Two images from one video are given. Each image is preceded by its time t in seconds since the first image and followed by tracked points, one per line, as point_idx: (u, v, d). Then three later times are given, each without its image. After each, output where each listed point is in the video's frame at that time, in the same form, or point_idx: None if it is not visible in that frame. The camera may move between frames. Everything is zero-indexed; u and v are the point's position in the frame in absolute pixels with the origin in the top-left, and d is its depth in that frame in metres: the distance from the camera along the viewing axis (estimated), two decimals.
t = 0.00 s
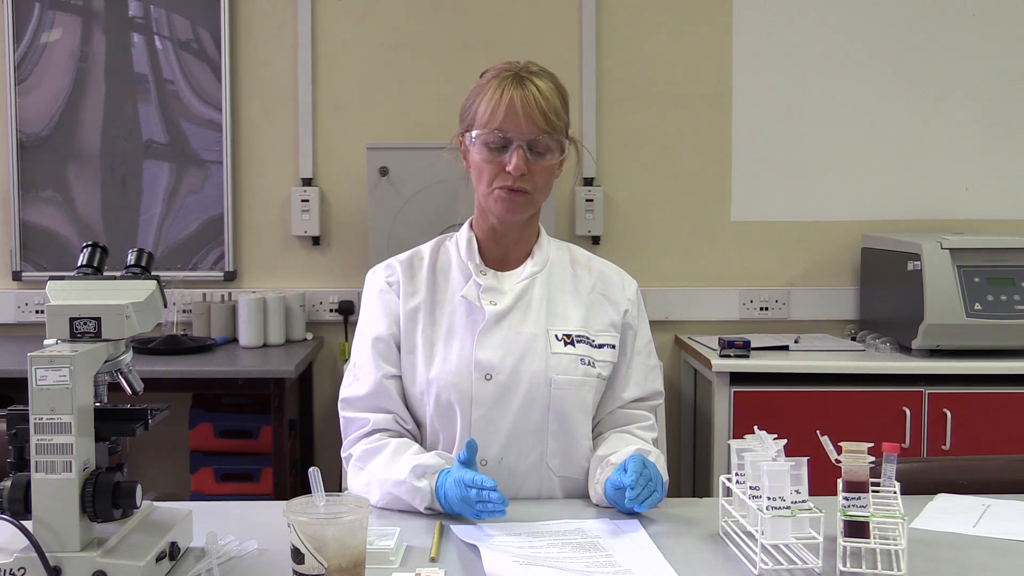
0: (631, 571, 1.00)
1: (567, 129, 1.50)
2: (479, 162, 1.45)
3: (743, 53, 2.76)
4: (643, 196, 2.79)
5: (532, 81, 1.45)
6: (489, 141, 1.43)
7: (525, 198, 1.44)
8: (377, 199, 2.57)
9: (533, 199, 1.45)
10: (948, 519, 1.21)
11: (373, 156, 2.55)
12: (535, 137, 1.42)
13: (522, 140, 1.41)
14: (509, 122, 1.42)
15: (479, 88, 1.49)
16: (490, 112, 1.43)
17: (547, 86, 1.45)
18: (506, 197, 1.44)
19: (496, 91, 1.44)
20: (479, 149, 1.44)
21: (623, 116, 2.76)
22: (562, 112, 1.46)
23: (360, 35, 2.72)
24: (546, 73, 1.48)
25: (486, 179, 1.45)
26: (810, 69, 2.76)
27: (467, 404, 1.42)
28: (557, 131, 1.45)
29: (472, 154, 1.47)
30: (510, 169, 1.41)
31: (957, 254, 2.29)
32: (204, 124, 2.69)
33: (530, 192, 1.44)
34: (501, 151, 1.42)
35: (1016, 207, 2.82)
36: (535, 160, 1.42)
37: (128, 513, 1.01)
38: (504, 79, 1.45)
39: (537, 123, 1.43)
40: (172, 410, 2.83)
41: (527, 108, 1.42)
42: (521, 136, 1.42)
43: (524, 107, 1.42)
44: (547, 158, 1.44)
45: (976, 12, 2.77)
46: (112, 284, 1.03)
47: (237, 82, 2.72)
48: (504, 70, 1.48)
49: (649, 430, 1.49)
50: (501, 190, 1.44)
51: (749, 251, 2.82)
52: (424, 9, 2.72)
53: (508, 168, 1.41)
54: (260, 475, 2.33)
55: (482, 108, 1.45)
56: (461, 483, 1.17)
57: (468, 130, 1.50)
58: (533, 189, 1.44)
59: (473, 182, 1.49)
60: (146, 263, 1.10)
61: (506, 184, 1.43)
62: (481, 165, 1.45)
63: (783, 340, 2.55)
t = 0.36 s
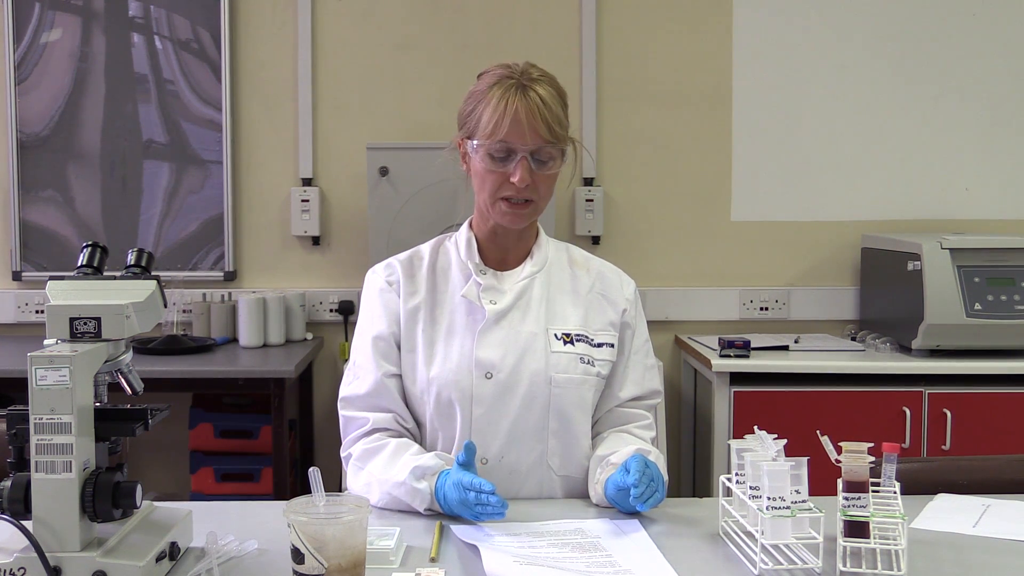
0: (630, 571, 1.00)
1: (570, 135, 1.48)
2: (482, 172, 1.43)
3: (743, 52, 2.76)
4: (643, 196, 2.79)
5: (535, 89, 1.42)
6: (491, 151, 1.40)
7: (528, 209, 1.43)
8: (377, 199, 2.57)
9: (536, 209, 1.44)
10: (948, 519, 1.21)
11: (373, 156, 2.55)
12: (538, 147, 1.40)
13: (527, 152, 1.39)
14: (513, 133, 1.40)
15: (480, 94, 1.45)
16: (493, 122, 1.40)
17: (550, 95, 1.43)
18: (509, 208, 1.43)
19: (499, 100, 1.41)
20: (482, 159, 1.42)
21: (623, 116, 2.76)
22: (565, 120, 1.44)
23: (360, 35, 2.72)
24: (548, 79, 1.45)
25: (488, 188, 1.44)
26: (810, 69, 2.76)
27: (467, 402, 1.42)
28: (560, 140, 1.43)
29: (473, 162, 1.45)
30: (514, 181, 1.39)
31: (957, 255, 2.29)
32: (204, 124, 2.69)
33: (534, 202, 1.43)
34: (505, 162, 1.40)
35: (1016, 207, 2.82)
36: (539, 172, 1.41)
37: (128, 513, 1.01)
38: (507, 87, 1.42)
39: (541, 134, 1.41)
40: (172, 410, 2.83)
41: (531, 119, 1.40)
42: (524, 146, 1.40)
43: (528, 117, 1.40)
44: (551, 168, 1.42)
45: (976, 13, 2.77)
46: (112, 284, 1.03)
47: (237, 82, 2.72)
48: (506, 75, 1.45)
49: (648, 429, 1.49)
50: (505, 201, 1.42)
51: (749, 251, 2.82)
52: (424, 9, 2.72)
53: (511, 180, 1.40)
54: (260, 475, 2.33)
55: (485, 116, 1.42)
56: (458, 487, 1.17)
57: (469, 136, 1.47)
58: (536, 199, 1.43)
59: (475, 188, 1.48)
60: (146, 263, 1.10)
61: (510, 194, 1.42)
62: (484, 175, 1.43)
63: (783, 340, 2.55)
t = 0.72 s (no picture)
0: (630, 571, 1.00)
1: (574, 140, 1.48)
2: (486, 176, 1.43)
3: (743, 53, 2.76)
4: (643, 196, 2.79)
5: (542, 94, 1.42)
6: (496, 156, 1.40)
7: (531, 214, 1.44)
8: (377, 199, 2.57)
9: (538, 214, 1.44)
10: (948, 519, 1.21)
11: (373, 156, 2.55)
12: (543, 153, 1.40)
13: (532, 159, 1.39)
14: (519, 139, 1.39)
15: (486, 97, 1.44)
16: (499, 128, 1.40)
17: (556, 100, 1.42)
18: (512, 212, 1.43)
19: (505, 105, 1.40)
20: (485, 163, 1.41)
21: (623, 116, 2.76)
22: (571, 126, 1.44)
23: (360, 35, 2.72)
24: (554, 84, 1.44)
25: (492, 193, 1.43)
26: (809, 69, 2.76)
27: (468, 400, 1.42)
28: (565, 146, 1.43)
29: (477, 165, 1.44)
30: (518, 188, 1.39)
31: (957, 254, 2.29)
32: (204, 124, 2.69)
33: (537, 207, 1.43)
34: (509, 168, 1.40)
35: (1016, 207, 2.82)
36: (543, 177, 1.41)
37: (128, 513, 1.01)
38: (513, 92, 1.41)
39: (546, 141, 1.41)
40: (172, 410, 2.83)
41: (536, 126, 1.39)
42: (529, 152, 1.39)
43: (533, 122, 1.39)
44: (555, 174, 1.42)
45: (976, 12, 2.77)
46: (112, 284, 1.03)
47: (237, 82, 2.72)
48: (512, 79, 1.44)
49: (648, 429, 1.49)
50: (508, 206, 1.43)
51: (749, 251, 2.82)
52: (424, 9, 2.72)
53: (516, 185, 1.40)
54: (260, 475, 2.33)
55: (490, 120, 1.42)
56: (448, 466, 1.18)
57: (474, 139, 1.46)
58: (539, 204, 1.43)
59: (478, 190, 1.47)
60: (146, 263, 1.10)
61: (513, 200, 1.42)
62: (488, 179, 1.43)
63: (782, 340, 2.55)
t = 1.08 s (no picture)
0: (630, 571, 1.00)
1: (581, 145, 1.47)
2: (490, 177, 1.43)
3: (743, 53, 2.76)
4: (643, 196, 2.79)
5: (549, 97, 1.41)
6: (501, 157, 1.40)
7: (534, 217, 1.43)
8: (377, 199, 2.57)
9: (542, 217, 1.44)
10: (948, 519, 1.21)
11: (373, 156, 2.55)
12: (549, 156, 1.39)
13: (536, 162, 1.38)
14: (524, 142, 1.39)
15: (494, 98, 1.45)
16: (505, 130, 1.40)
17: (563, 104, 1.42)
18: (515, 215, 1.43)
19: (512, 107, 1.40)
20: (491, 164, 1.41)
21: (623, 116, 2.76)
22: (577, 130, 1.44)
23: (360, 35, 2.72)
24: (562, 87, 1.44)
25: (496, 195, 1.44)
26: (810, 69, 2.76)
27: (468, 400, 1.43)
28: (571, 151, 1.42)
29: (482, 165, 1.44)
30: (521, 190, 1.39)
31: (957, 255, 2.29)
32: (204, 124, 2.69)
33: (540, 211, 1.43)
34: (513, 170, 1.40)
35: (1015, 207, 2.82)
36: (548, 181, 1.40)
37: (128, 513, 1.01)
38: (521, 94, 1.41)
39: (551, 144, 1.40)
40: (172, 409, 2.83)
41: (542, 129, 1.39)
42: (534, 154, 1.39)
43: (540, 125, 1.39)
44: (560, 178, 1.41)
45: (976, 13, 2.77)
46: (112, 284, 1.03)
47: (237, 82, 2.72)
48: (520, 81, 1.44)
49: (650, 431, 1.49)
50: (511, 208, 1.43)
51: (749, 251, 2.82)
52: (424, 9, 2.72)
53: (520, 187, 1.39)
54: (260, 475, 2.33)
55: (497, 121, 1.42)
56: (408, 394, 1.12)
57: (481, 140, 1.46)
58: (543, 207, 1.43)
59: (483, 191, 1.47)
60: (146, 263, 1.10)
61: (516, 202, 1.42)
62: (492, 181, 1.43)
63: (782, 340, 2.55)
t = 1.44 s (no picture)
0: (630, 571, 1.00)
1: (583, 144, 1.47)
2: (492, 176, 1.43)
3: (743, 53, 2.76)
4: (643, 196, 2.79)
5: (550, 95, 1.41)
6: (502, 156, 1.40)
7: (535, 215, 1.43)
8: (377, 199, 2.57)
9: (543, 216, 1.44)
10: (948, 519, 1.21)
11: (373, 156, 2.55)
12: (550, 155, 1.39)
13: (538, 160, 1.38)
14: (525, 140, 1.39)
15: (496, 97, 1.45)
16: (506, 128, 1.40)
17: (565, 103, 1.42)
18: (517, 213, 1.43)
19: (513, 105, 1.40)
20: (492, 163, 1.41)
21: (623, 116, 2.76)
22: (579, 129, 1.44)
23: (361, 35, 2.72)
24: (564, 85, 1.44)
25: (497, 193, 1.44)
26: (810, 69, 2.76)
27: (472, 399, 1.43)
28: (573, 149, 1.42)
29: (484, 164, 1.44)
30: (523, 189, 1.39)
31: (957, 255, 2.29)
32: (204, 125, 2.69)
33: (541, 209, 1.43)
34: (515, 168, 1.40)
35: (1015, 207, 2.82)
36: (549, 179, 1.40)
37: (128, 513, 1.01)
38: (522, 92, 1.41)
39: (553, 143, 1.40)
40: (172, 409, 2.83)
41: (544, 127, 1.39)
42: (536, 153, 1.39)
43: (541, 124, 1.39)
44: (562, 176, 1.41)
45: (976, 13, 2.77)
46: (112, 284, 1.03)
47: (237, 82, 2.72)
48: (522, 79, 1.44)
49: (651, 432, 1.49)
50: (513, 206, 1.43)
51: (749, 251, 2.82)
52: (424, 9, 2.72)
53: (521, 186, 1.39)
54: (260, 475, 2.33)
55: (498, 120, 1.42)
56: (451, 461, 1.18)
57: (483, 139, 1.47)
58: (545, 205, 1.43)
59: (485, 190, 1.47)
60: (146, 263, 1.09)
61: (518, 200, 1.42)
62: (494, 179, 1.43)
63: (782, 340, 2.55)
